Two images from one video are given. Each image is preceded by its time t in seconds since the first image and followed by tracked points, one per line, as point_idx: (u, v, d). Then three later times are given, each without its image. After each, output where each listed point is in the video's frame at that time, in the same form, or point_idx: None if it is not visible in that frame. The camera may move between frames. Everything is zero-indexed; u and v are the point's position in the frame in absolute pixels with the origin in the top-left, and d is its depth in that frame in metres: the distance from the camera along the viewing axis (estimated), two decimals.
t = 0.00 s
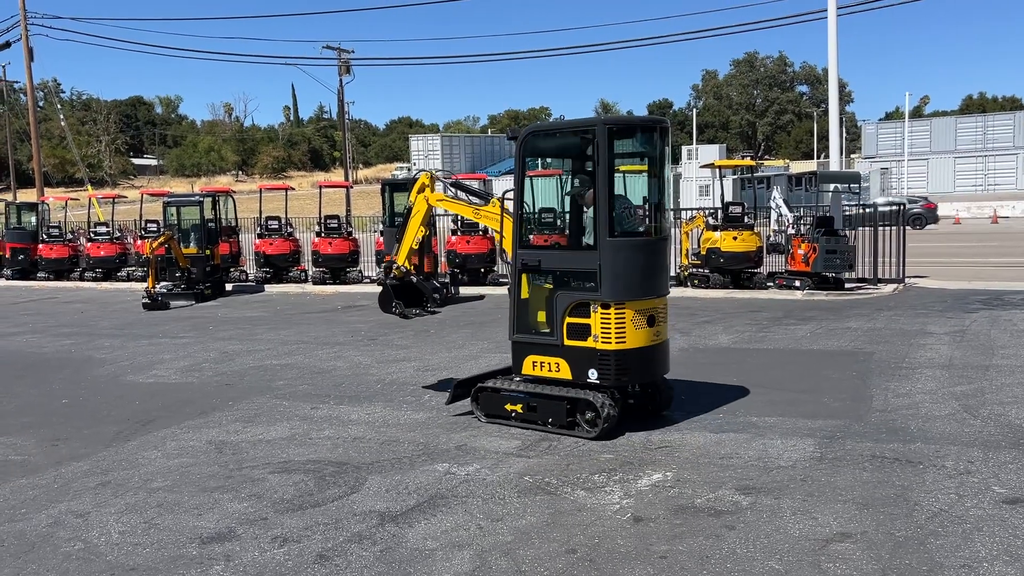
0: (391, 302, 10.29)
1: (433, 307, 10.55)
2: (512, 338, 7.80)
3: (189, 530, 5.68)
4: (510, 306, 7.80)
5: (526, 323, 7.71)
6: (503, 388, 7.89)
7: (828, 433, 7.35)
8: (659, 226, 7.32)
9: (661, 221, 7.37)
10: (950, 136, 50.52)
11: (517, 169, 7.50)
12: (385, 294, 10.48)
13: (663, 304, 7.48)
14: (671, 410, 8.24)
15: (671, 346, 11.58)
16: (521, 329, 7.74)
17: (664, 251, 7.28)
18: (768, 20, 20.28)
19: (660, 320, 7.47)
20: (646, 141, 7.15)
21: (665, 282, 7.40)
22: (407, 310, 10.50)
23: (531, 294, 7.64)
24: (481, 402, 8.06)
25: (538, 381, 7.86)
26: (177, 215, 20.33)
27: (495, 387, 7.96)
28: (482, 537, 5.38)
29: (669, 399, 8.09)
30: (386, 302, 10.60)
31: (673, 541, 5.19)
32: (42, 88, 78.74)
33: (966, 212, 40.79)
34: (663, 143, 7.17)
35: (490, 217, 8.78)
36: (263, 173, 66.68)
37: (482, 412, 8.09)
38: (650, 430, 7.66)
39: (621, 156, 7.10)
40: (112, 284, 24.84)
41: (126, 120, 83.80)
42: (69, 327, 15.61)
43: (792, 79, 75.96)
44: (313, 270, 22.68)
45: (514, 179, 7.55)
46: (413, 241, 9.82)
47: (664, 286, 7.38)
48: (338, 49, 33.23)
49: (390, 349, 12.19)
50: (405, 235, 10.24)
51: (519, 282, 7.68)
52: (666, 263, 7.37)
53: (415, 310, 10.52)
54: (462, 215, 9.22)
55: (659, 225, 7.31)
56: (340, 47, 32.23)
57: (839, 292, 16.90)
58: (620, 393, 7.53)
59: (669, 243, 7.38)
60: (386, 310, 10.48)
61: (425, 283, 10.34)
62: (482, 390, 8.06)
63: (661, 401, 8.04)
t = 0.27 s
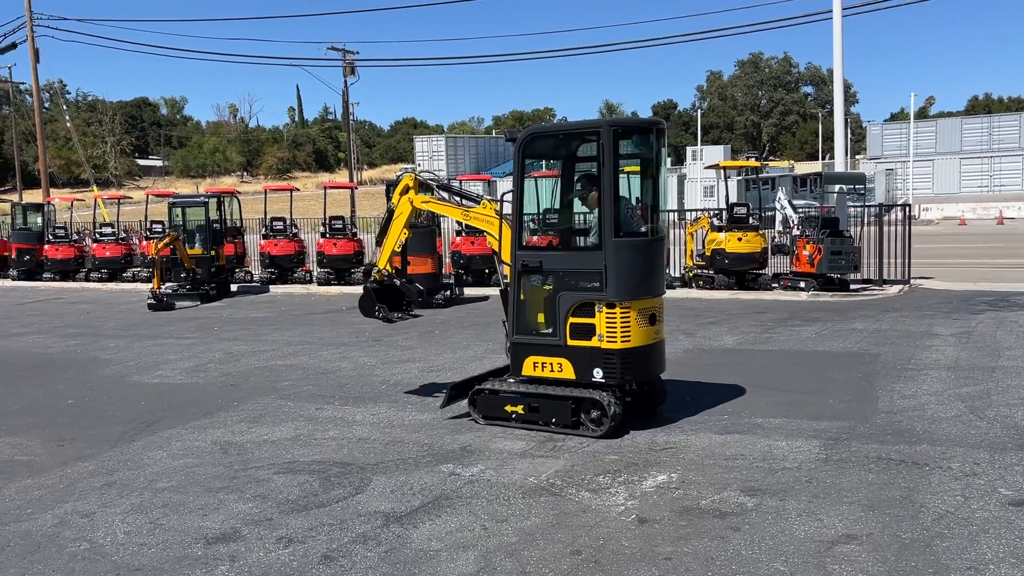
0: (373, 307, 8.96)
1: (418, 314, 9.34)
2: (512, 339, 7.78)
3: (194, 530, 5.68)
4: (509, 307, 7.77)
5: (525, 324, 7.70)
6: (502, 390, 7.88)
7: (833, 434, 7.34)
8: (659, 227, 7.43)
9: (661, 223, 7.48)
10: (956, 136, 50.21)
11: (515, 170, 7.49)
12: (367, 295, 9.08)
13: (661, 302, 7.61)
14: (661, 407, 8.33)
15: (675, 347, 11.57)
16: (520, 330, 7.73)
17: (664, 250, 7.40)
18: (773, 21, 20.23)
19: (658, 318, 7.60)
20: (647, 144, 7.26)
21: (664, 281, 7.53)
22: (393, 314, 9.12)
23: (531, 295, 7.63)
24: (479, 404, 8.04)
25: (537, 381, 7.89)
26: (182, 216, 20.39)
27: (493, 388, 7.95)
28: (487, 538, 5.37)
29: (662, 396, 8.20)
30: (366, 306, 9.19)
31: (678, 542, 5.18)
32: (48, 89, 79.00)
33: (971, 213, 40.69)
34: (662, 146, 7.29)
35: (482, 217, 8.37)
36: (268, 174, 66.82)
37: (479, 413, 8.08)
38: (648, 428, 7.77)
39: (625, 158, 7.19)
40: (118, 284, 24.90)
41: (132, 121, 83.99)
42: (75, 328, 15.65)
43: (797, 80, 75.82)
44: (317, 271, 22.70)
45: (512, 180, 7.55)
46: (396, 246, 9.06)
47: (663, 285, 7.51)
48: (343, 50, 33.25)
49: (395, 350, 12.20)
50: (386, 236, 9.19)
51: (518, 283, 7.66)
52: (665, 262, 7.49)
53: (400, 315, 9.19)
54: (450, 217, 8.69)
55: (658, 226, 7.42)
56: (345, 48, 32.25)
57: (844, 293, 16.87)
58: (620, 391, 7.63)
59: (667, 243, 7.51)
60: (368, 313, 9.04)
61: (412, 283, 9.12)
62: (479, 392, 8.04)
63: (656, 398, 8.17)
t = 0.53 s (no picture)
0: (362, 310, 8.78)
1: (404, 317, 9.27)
2: (510, 340, 7.73)
3: (202, 530, 5.70)
4: (508, 308, 7.72)
5: (523, 324, 7.67)
6: (500, 391, 7.84)
7: (842, 437, 7.31)
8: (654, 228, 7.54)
9: (656, 224, 7.58)
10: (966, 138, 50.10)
11: (516, 170, 7.49)
12: (353, 299, 8.95)
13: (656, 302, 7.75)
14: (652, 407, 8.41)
15: (683, 349, 11.55)
16: (519, 331, 7.68)
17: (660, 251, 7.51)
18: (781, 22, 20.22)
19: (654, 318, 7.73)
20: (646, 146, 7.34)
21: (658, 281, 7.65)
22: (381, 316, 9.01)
23: (530, 295, 7.61)
24: (476, 406, 7.98)
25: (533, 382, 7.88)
26: (190, 218, 20.46)
27: (491, 390, 7.90)
28: (494, 539, 5.37)
29: (654, 394, 8.37)
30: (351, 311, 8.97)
31: (686, 544, 5.17)
32: (57, 91, 79.40)
33: (980, 214, 40.54)
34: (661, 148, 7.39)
35: (474, 220, 8.23)
36: (276, 175, 66.99)
37: (476, 416, 8.02)
38: (644, 424, 7.94)
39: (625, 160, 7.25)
40: (126, 285, 25.00)
41: (140, 122, 84.30)
42: (83, 328, 15.70)
43: (804, 81, 75.65)
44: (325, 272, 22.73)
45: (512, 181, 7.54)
46: (381, 248, 8.98)
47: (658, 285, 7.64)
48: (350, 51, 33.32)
49: (402, 351, 12.20)
50: (369, 241, 9.06)
51: (517, 285, 7.63)
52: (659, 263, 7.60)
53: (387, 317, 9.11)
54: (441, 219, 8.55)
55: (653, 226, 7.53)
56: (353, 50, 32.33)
57: (852, 295, 16.81)
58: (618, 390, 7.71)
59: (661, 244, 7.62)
60: (356, 316, 8.95)
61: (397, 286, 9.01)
62: (476, 394, 7.98)
63: (649, 395, 8.30)
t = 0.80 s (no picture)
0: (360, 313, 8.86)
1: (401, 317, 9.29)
2: (509, 341, 7.76)
3: (210, 531, 5.71)
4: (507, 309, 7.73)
5: (522, 326, 7.70)
6: (499, 392, 7.88)
7: (850, 439, 7.29)
8: (650, 228, 7.60)
9: (652, 225, 7.64)
10: (973, 139, 49.97)
11: (515, 172, 7.46)
12: (349, 300, 8.97)
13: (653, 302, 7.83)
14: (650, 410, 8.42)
15: (689, 351, 11.54)
16: (518, 332, 7.72)
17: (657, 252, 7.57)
18: (788, 22, 20.13)
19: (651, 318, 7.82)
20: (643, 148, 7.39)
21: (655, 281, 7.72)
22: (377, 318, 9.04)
23: (528, 297, 7.63)
24: (475, 407, 8.02)
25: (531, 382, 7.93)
26: (198, 219, 20.53)
27: (489, 390, 7.94)
28: (501, 540, 5.38)
29: (651, 395, 8.36)
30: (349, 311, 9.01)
31: (693, 546, 5.17)
32: (66, 93, 79.77)
33: (988, 216, 40.38)
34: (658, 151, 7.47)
35: (472, 221, 8.27)
36: (283, 177, 67.14)
37: (475, 416, 8.07)
38: (642, 424, 8.00)
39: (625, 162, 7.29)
40: (134, 286, 25.08)
41: (148, 124, 84.60)
42: (92, 329, 15.76)
43: (811, 82, 75.45)
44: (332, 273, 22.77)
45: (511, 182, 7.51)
46: (379, 248, 8.99)
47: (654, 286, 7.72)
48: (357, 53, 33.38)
49: (409, 352, 12.21)
50: (366, 242, 9.07)
51: (516, 286, 7.65)
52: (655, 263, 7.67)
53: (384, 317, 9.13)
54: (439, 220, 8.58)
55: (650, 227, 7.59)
56: (360, 52, 32.39)
57: (860, 296, 16.77)
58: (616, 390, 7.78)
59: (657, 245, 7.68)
60: (353, 317, 8.99)
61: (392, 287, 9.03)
62: (475, 395, 8.02)
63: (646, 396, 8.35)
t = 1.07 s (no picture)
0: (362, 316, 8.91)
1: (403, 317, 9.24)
2: (504, 341, 7.81)
3: (221, 531, 5.73)
4: (503, 310, 7.79)
5: (517, 326, 7.74)
6: (495, 392, 7.93)
7: (860, 440, 7.26)
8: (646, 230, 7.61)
9: (648, 227, 7.66)
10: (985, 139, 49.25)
11: (511, 173, 7.56)
12: (350, 301, 8.96)
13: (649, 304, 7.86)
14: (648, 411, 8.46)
15: (699, 352, 11.51)
16: (513, 332, 7.77)
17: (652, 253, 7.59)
18: (798, 23, 20.07)
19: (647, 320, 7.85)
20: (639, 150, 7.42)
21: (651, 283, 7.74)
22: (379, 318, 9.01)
23: (524, 297, 7.69)
24: (471, 407, 8.07)
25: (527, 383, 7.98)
26: (207, 220, 20.61)
27: (486, 391, 8.00)
28: (511, 541, 5.38)
29: (648, 395, 8.39)
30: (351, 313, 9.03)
31: (703, 548, 5.16)
32: (77, 95, 80.22)
33: (999, 217, 40.18)
34: (654, 153, 7.45)
35: (471, 222, 8.26)
36: (292, 178, 67.32)
37: (472, 416, 8.11)
38: (638, 424, 8.05)
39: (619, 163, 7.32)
40: (144, 287, 25.20)
41: (158, 126, 84.98)
42: (103, 330, 15.84)
43: (821, 83, 75.19)
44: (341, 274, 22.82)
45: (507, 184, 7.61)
46: (380, 251, 9.04)
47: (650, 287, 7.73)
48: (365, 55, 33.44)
49: (418, 353, 12.23)
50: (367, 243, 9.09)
51: (512, 287, 7.71)
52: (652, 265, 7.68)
53: (386, 318, 9.09)
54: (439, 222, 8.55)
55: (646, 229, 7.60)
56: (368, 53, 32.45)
57: (870, 298, 16.70)
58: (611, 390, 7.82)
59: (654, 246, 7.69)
60: (354, 318, 8.97)
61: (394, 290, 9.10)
62: (472, 395, 8.07)
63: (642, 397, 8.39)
